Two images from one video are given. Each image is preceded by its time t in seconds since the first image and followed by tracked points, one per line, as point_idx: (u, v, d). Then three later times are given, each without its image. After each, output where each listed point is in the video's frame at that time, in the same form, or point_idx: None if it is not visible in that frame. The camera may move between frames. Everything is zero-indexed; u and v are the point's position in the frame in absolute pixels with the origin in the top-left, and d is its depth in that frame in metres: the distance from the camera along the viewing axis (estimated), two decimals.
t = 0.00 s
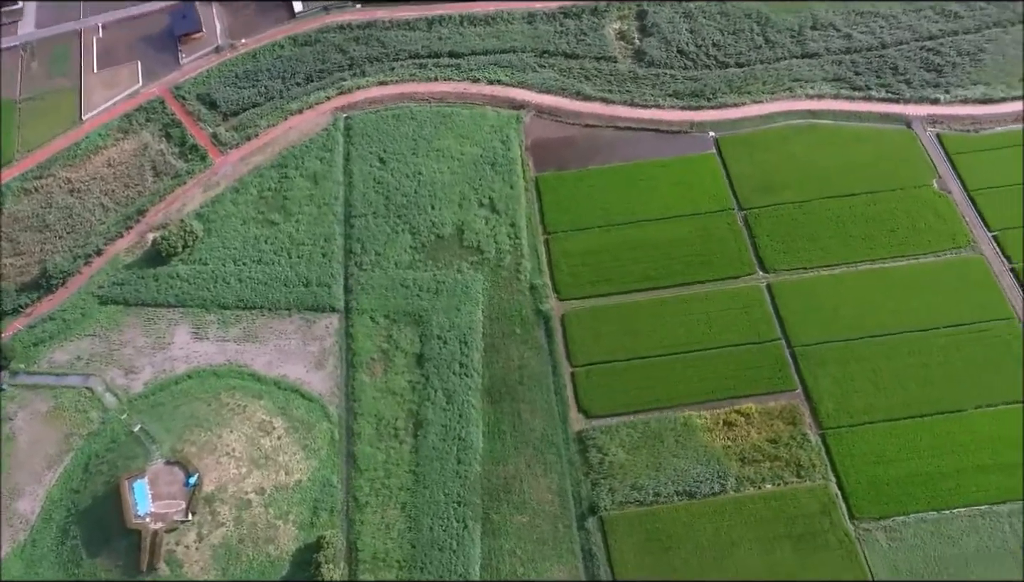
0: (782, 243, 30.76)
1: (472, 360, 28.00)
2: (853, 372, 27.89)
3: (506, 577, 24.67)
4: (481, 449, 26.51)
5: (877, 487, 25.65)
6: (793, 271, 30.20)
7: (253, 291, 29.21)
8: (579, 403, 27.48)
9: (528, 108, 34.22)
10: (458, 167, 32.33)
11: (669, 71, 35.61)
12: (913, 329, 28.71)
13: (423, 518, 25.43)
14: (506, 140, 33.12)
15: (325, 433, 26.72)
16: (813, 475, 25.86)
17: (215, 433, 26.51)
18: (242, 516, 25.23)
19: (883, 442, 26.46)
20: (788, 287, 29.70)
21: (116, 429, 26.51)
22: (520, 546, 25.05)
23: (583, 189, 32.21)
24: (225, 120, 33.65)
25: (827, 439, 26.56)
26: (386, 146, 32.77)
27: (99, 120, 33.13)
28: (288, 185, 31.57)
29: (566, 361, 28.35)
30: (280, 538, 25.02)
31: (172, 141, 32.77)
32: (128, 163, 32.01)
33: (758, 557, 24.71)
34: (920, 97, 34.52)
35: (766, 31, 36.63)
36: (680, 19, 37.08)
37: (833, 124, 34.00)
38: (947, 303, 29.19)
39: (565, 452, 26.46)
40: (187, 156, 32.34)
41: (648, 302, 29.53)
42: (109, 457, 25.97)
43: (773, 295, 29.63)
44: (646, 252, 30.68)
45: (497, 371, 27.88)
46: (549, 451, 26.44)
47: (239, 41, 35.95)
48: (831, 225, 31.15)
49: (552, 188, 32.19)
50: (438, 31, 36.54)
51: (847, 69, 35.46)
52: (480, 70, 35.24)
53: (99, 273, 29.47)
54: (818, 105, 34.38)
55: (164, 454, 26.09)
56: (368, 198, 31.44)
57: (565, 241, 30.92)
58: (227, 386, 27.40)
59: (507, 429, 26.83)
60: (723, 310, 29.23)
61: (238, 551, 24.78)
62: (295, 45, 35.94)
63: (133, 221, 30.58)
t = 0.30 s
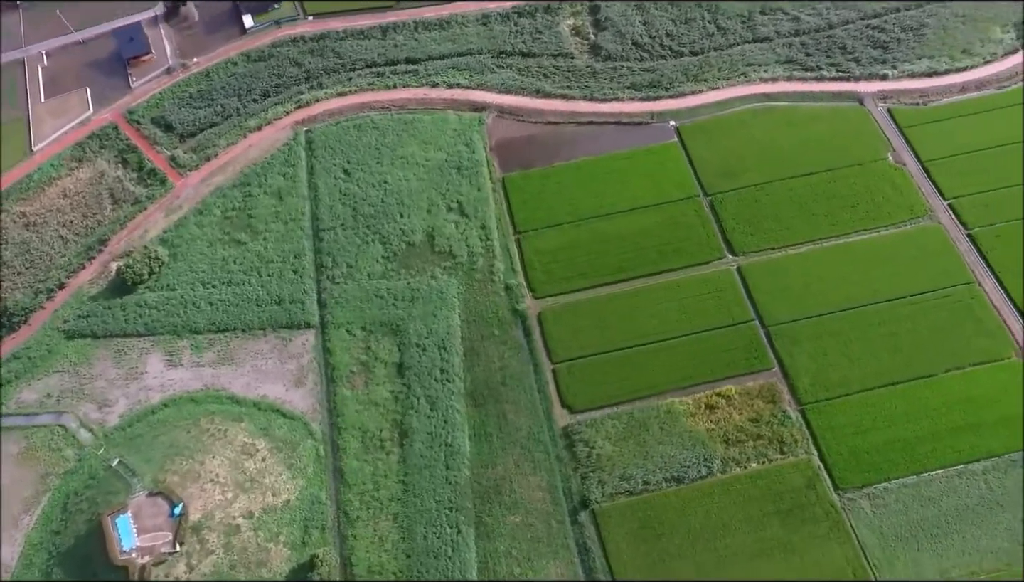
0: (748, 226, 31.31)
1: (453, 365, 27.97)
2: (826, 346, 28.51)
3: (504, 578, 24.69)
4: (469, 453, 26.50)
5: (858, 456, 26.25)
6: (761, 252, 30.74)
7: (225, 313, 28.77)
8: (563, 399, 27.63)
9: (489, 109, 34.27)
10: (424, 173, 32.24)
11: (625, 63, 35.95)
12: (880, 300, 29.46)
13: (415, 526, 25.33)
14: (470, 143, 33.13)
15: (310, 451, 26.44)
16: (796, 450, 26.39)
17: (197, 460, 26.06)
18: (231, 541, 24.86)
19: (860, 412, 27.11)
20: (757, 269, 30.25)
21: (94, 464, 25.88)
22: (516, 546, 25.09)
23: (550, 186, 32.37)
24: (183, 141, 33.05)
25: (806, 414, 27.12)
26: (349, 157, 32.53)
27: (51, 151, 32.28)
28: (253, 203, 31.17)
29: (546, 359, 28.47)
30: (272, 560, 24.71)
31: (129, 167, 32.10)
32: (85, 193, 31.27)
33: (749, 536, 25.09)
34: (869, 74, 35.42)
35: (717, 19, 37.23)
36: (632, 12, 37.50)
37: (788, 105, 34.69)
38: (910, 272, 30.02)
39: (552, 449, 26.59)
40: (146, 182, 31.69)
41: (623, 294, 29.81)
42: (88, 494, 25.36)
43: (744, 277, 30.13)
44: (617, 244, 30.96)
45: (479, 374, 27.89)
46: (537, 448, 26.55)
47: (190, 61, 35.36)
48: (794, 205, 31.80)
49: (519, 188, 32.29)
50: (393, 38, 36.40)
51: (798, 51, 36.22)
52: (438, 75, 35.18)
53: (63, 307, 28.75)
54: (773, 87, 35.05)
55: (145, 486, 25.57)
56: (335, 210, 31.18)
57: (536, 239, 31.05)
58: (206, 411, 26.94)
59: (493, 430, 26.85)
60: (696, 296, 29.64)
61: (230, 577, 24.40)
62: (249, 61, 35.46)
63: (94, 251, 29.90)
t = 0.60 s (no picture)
0: (714, 211, 31.80)
1: (433, 372, 27.89)
2: (798, 323, 29.12)
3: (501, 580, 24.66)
4: (457, 458, 26.45)
5: (837, 428, 26.84)
6: (728, 236, 31.24)
7: (197, 338, 28.27)
8: (546, 396, 27.75)
9: (450, 113, 34.26)
10: (390, 182, 32.07)
11: (581, 59, 36.23)
12: (847, 274, 30.16)
13: (408, 536, 25.19)
14: (433, 148, 33.05)
15: (296, 470, 26.13)
16: (778, 427, 26.89)
17: (180, 490, 25.57)
18: (222, 569, 24.44)
19: (836, 384, 27.74)
20: (726, 252, 30.73)
21: (72, 504, 25.22)
22: (510, 547, 25.05)
23: (516, 186, 32.46)
24: (139, 167, 32.38)
25: (784, 391, 27.66)
26: (312, 171, 32.21)
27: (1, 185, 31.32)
28: (217, 225, 30.69)
29: (527, 358, 28.56)
30: None
31: (86, 197, 31.33)
32: (41, 227, 30.46)
33: (739, 516, 25.45)
34: (819, 54, 36.26)
35: (668, 10, 37.85)
36: (584, 8, 37.89)
37: (743, 90, 35.32)
38: (873, 245, 30.81)
39: (539, 447, 26.69)
40: (104, 211, 30.97)
41: (597, 287, 30.04)
42: (69, 534, 24.72)
43: (714, 262, 30.60)
44: (588, 238, 31.18)
45: (460, 379, 27.86)
46: (524, 448, 26.63)
47: (141, 85, 34.69)
48: (757, 187, 32.39)
49: (486, 190, 32.32)
50: (348, 48, 36.18)
51: (748, 37, 36.94)
52: (396, 82, 35.05)
53: (28, 346, 27.96)
54: (727, 73, 35.65)
55: (129, 521, 25.01)
56: (302, 225, 30.85)
57: (507, 239, 31.12)
58: (185, 439, 26.43)
59: (479, 434, 26.84)
60: (669, 284, 30.01)
61: None
62: (202, 80, 34.91)
63: (56, 285, 29.15)
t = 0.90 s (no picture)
0: (679, 198, 32.24)
1: (414, 381, 27.78)
2: (769, 302, 29.69)
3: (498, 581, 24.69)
4: (445, 464, 26.40)
5: (814, 402, 27.45)
6: (695, 222, 31.69)
7: (170, 366, 27.72)
8: (528, 395, 27.84)
9: (411, 121, 34.14)
10: (354, 193, 31.83)
11: (537, 57, 36.40)
12: (811, 251, 30.84)
13: (402, 547, 25.06)
14: (396, 156, 32.90)
15: (283, 491, 25.81)
16: (757, 406, 27.41)
17: (165, 522, 25.07)
18: None
19: (810, 359, 28.36)
20: (694, 238, 31.19)
21: (53, 546, 24.55)
22: (505, 548, 25.09)
23: (482, 188, 32.49)
24: (95, 197, 31.61)
25: (761, 370, 28.19)
26: (275, 188, 31.81)
27: None
28: (181, 250, 30.12)
29: (507, 358, 28.62)
30: None
31: (41, 232, 30.49)
32: None
33: (727, 496, 25.86)
34: (768, 38, 36.95)
35: (618, 4, 38.27)
36: (536, 7, 38.09)
37: (698, 77, 35.85)
38: (834, 221, 31.55)
39: (526, 446, 26.77)
40: (62, 244, 30.18)
41: (570, 283, 30.22)
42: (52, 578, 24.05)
43: (683, 248, 31.03)
44: (558, 234, 31.35)
45: (442, 385, 27.80)
46: (511, 448, 26.68)
47: (90, 112, 33.86)
48: (718, 172, 32.92)
49: (452, 194, 32.27)
50: (301, 62, 35.79)
51: (698, 25, 37.52)
52: (353, 93, 34.79)
53: None
54: (680, 62, 36.15)
55: (114, 558, 24.44)
56: (269, 244, 30.45)
57: (478, 242, 31.14)
58: (166, 470, 25.90)
59: (465, 438, 26.82)
60: (641, 274, 30.34)
61: None
62: (153, 104, 34.21)
63: (17, 324, 28.31)
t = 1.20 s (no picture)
0: (646, 188, 32.59)
1: (396, 390, 27.64)
2: (740, 285, 30.19)
3: None
4: (433, 471, 26.34)
5: (792, 379, 28.01)
6: (662, 210, 32.09)
7: (145, 396, 27.15)
8: (512, 395, 27.91)
9: (372, 130, 33.95)
10: (321, 206, 31.53)
11: (494, 58, 36.46)
12: (777, 231, 31.44)
13: (397, 558, 24.94)
14: (360, 167, 32.69)
15: (271, 513, 25.48)
16: (737, 387, 27.86)
17: (152, 555, 24.53)
18: None
19: (784, 337, 28.93)
20: (663, 227, 31.57)
21: None
22: (500, 549, 25.12)
23: (450, 192, 32.45)
24: (53, 229, 30.85)
25: (738, 352, 28.66)
26: (239, 207, 31.35)
27: None
28: (147, 276, 29.53)
29: (487, 360, 28.65)
30: None
31: None
32: None
33: (715, 478, 26.25)
34: (719, 25, 37.53)
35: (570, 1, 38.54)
36: (489, 8, 38.15)
37: (654, 68, 36.28)
38: (797, 200, 32.22)
39: (514, 446, 26.84)
40: (22, 280, 29.38)
41: (544, 280, 30.36)
42: None
43: (653, 238, 31.38)
44: (529, 233, 31.47)
45: (425, 393, 27.71)
46: (499, 450, 26.72)
47: (41, 143, 33.00)
48: (681, 160, 33.37)
49: (420, 201, 32.18)
50: (256, 77, 35.32)
51: (650, 17, 37.98)
52: (312, 106, 34.46)
53: None
54: (636, 54, 36.54)
55: None
56: (238, 264, 30.00)
57: (449, 247, 31.10)
58: (149, 502, 25.39)
59: (451, 444, 26.77)
60: (613, 266, 30.61)
61: None
62: (106, 130, 33.46)
63: None
